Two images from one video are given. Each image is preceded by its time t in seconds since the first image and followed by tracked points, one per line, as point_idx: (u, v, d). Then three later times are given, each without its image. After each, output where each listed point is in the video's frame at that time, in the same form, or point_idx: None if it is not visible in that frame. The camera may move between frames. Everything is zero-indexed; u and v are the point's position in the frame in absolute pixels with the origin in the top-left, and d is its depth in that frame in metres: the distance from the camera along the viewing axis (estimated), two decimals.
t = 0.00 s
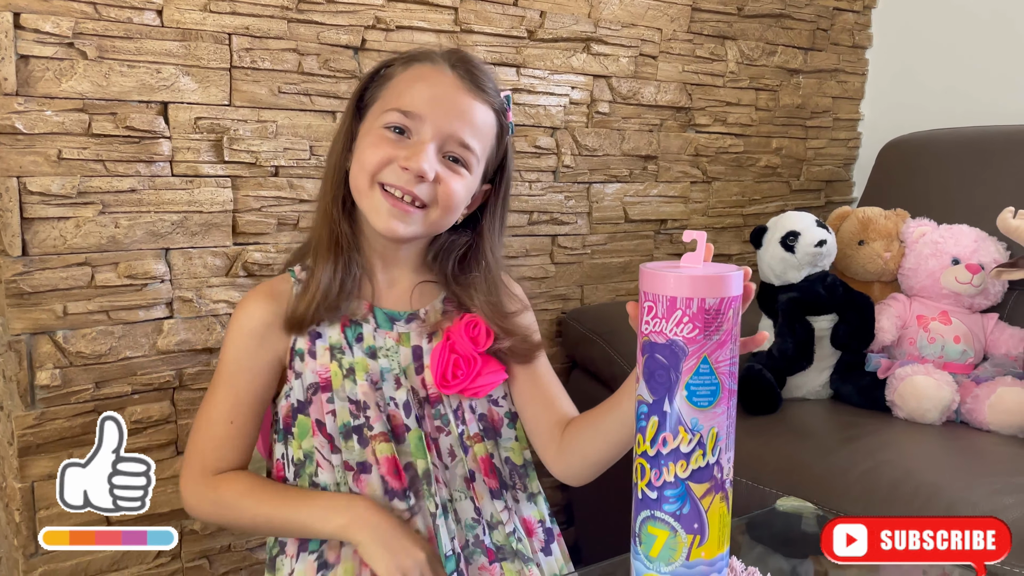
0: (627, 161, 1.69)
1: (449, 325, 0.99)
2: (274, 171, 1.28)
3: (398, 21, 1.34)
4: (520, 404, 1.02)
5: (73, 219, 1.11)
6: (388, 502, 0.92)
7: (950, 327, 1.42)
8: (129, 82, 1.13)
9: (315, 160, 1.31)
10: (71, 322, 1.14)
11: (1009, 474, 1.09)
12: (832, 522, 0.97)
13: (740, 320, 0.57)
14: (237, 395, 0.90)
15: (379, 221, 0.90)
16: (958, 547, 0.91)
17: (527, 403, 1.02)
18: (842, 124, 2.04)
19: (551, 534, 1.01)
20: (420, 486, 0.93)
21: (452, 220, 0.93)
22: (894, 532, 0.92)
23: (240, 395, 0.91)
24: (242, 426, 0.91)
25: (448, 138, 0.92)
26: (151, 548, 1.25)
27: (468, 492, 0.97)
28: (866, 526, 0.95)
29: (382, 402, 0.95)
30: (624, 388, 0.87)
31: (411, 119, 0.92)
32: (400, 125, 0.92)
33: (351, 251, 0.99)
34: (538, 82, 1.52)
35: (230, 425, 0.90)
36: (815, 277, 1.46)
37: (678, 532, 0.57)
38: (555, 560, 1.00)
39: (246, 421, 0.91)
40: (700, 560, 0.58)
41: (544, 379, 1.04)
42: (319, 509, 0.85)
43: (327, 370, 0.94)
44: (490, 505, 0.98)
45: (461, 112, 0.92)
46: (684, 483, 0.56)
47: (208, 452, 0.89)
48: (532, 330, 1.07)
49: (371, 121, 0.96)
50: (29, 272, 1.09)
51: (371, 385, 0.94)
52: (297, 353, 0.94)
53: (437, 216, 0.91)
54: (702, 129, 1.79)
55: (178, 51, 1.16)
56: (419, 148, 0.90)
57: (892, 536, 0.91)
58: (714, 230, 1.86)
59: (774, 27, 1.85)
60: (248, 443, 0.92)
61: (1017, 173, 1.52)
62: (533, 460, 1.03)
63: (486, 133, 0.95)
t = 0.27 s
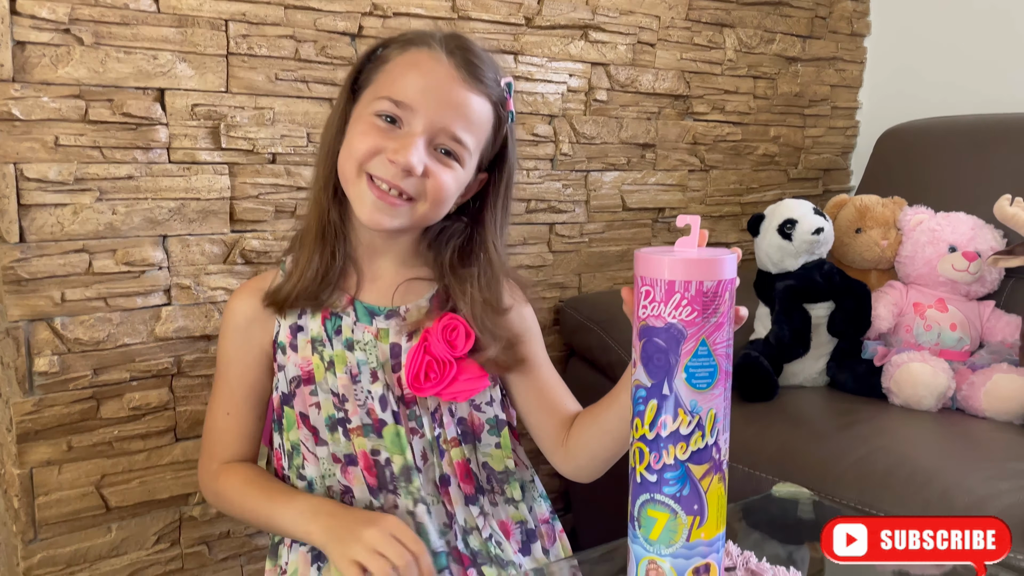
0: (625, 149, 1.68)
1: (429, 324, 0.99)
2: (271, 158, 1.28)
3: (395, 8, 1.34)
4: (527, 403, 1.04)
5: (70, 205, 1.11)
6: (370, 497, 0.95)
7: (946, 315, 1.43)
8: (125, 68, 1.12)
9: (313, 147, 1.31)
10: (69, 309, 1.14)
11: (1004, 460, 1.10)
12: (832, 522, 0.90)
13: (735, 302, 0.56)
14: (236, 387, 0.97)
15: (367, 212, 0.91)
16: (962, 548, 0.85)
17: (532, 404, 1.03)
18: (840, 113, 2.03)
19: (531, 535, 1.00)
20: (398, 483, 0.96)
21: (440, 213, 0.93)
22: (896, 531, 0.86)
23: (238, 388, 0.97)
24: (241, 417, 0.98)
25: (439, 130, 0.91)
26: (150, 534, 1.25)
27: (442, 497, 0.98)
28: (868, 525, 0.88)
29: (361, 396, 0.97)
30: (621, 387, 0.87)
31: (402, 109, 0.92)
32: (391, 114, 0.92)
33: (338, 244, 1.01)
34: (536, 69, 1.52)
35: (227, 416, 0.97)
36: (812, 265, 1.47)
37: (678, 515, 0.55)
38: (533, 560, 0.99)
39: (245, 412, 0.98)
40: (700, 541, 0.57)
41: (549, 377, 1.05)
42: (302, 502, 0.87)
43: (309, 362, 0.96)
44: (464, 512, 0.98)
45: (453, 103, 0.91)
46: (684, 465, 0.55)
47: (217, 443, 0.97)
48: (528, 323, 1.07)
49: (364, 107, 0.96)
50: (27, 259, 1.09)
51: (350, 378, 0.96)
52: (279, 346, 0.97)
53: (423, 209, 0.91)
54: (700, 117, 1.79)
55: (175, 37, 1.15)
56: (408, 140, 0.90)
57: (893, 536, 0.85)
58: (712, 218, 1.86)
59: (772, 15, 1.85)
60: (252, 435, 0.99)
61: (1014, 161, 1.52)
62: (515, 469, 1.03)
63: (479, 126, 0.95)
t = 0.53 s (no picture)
0: (623, 138, 1.68)
1: (420, 317, 0.99)
2: (268, 147, 1.27)
3: None
4: (512, 399, 1.03)
5: (67, 194, 1.11)
6: (360, 490, 0.95)
7: (944, 304, 1.43)
8: (122, 56, 1.12)
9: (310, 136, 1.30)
10: (66, 298, 1.14)
11: (1000, 448, 1.11)
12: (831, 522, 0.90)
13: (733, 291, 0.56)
14: (237, 384, 0.97)
15: (355, 206, 0.91)
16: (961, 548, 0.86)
17: (518, 401, 1.02)
18: (839, 102, 2.03)
19: (525, 526, 1.01)
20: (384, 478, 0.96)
21: (429, 205, 0.93)
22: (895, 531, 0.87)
23: (239, 384, 0.97)
24: (242, 416, 0.96)
25: (424, 123, 0.90)
26: (149, 523, 1.25)
27: (436, 488, 0.99)
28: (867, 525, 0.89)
29: (352, 389, 0.97)
30: (616, 387, 0.85)
31: (386, 102, 0.90)
32: (375, 108, 0.91)
33: (327, 237, 1.01)
34: (534, 58, 1.51)
35: (227, 413, 0.96)
36: (810, 254, 1.47)
37: (676, 503, 0.55)
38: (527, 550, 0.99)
39: (247, 411, 0.96)
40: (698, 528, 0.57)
41: (538, 374, 1.04)
42: (294, 543, 0.82)
43: (302, 354, 0.97)
44: (459, 502, 0.99)
45: (438, 95, 0.90)
46: (683, 454, 0.55)
47: (220, 447, 0.95)
48: (517, 311, 1.07)
49: (348, 100, 0.94)
50: (24, 247, 1.09)
51: (342, 371, 0.96)
52: (273, 339, 0.97)
53: (413, 201, 0.91)
54: (699, 106, 1.78)
55: (171, 25, 1.15)
56: (394, 134, 0.89)
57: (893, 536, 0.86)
58: (710, 208, 1.86)
59: (771, 3, 1.84)
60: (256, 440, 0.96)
61: (1012, 150, 1.52)
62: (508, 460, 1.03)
63: (465, 116, 0.94)
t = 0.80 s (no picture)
0: (622, 133, 1.68)
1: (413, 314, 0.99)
2: (267, 143, 1.28)
3: None
4: (507, 389, 1.03)
5: (67, 191, 1.12)
6: (357, 487, 0.96)
7: (940, 299, 1.43)
8: (121, 54, 1.12)
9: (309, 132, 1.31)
10: (67, 295, 1.14)
11: (996, 442, 1.11)
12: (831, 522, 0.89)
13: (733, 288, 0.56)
14: (240, 381, 0.96)
15: (352, 216, 0.91)
16: (962, 547, 0.84)
17: (513, 394, 1.03)
18: (837, 97, 2.03)
19: (522, 519, 1.01)
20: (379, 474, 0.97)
21: (424, 205, 0.93)
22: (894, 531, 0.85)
23: (242, 381, 0.96)
24: (248, 411, 0.95)
25: (412, 126, 0.89)
26: (149, 517, 1.26)
27: (433, 483, 0.99)
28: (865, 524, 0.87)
29: (348, 387, 0.97)
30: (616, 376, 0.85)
31: (371, 110, 0.89)
32: (361, 116, 0.90)
33: (319, 240, 1.01)
34: (532, 53, 1.52)
35: (235, 409, 0.95)
36: (807, 249, 1.47)
37: (674, 497, 0.56)
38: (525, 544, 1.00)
39: (252, 406, 0.96)
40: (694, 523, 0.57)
41: (532, 364, 1.04)
42: (302, 541, 0.79)
43: (298, 354, 0.97)
44: (455, 497, 1.00)
45: (422, 97, 0.89)
46: (680, 449, 0.55)
47: (229, 447, 0.94)
48: (506, 301, 1.08)
49: (332, 109, 0.93)
50: (25, 244, 1.10)
51: (338, 369, 0.97)
52: (270, 339, 0.97)
53: (408, 205, 0.91)
54: (697, 102, 1.79)
55: (170, 22, 1.15)
56: (383, 142, 0.88)
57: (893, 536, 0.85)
58: (708, 203, 1.86)
59: None
60: (264, 435, 0.96)
61: (1008, 145, 1.52)
62: (504, 454, 1.03)
63: (451, 115, 0.92)
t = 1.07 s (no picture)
0: (621, 133, 1.69)
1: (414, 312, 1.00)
2: (267, 144, 1.29)
3: None
4: (507, 382, 1.04)
5: (69, 191, 1.12)
6: (358, 485, 0.97)
7: (937, 297, 1.44)
8: (122, 55, 1.13)
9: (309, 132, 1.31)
10: (69, 295, 1.15)
11: (992, 440, 1.12)
12: (832, 521, 0.88)
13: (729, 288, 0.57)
14: (247, 377, 0.97)
15: (348, 218, 0.91)
16: (962, 547, 0.83)
17: (515, 387, 1.03)
18: (835, 96, 2.04)
19: (524, 516, 1.02)
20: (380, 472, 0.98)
21: (419, 200, 0.94)
22: (896, 531, 0.85)
23: (249, 377, 0.97)
24: (257, 406, 0.96)
25: (399, 123, 0.89)
26: (152, 516, 1.27)
27: (433, 480, 1.00)
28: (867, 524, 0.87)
29: (349, 386, 0.98)
30: (615, 368, 0.86)
31: (356, 112, 0.89)
32: (346, 119, 0.90)
33: (315, 242, 1.01)
34: (531, 53, 1.52)
35: (243, 405, 0.96)
36: (805, 248, 1.48)
37: (668, 496, 0.57)
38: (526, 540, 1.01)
39: (260, 402, 0.96)
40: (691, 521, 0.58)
41: (531, 355, 1.05)
42: (313, 541, 0.79)
43: (300, 353, 0.98)
44: (456, 493, 1.01)
45: (405, 93, 0.89)
46: (675, 448, 0.56)
47: (240, 444, 0.94)
48: (502, 292, 1.09)
49: (317, 116, 0.93)
50: (28, 245, 1.10)
51: (339, 368, 0.98)
52: (272, 338, 0.98)
53: (403, 201, 0.92)
54: (695, 101, 1.79)
55: (171, 23, 1.16)
56: (372, 142, 0.88)
57: (893, 536, 0.85)
58: (707, 202, 1.87)
59: None
60: (275, 429, 0.96)
61: (1005, 143, 1.53)
62: (506, 450, 1.04)
63: (435, 108, 0.93)
